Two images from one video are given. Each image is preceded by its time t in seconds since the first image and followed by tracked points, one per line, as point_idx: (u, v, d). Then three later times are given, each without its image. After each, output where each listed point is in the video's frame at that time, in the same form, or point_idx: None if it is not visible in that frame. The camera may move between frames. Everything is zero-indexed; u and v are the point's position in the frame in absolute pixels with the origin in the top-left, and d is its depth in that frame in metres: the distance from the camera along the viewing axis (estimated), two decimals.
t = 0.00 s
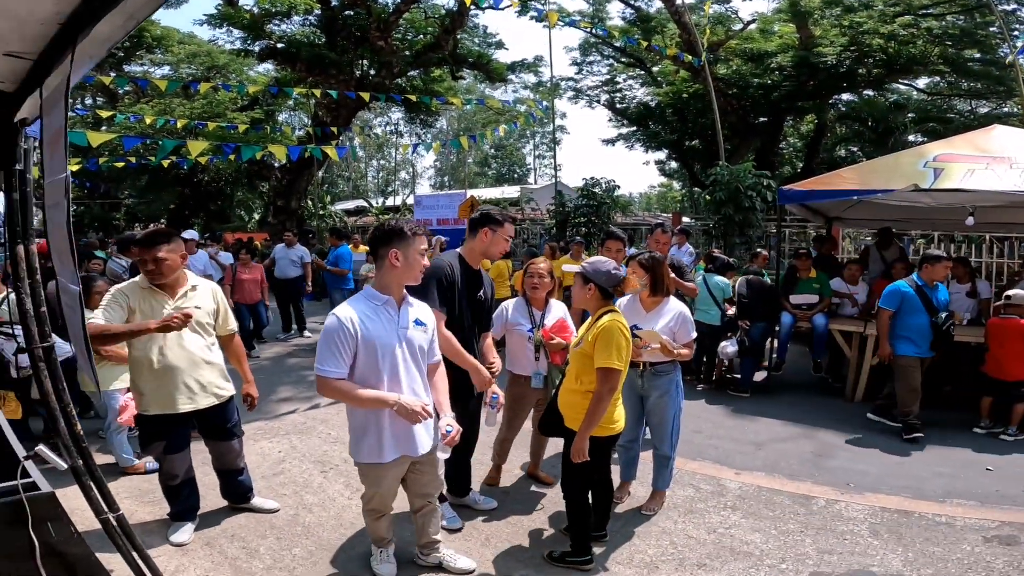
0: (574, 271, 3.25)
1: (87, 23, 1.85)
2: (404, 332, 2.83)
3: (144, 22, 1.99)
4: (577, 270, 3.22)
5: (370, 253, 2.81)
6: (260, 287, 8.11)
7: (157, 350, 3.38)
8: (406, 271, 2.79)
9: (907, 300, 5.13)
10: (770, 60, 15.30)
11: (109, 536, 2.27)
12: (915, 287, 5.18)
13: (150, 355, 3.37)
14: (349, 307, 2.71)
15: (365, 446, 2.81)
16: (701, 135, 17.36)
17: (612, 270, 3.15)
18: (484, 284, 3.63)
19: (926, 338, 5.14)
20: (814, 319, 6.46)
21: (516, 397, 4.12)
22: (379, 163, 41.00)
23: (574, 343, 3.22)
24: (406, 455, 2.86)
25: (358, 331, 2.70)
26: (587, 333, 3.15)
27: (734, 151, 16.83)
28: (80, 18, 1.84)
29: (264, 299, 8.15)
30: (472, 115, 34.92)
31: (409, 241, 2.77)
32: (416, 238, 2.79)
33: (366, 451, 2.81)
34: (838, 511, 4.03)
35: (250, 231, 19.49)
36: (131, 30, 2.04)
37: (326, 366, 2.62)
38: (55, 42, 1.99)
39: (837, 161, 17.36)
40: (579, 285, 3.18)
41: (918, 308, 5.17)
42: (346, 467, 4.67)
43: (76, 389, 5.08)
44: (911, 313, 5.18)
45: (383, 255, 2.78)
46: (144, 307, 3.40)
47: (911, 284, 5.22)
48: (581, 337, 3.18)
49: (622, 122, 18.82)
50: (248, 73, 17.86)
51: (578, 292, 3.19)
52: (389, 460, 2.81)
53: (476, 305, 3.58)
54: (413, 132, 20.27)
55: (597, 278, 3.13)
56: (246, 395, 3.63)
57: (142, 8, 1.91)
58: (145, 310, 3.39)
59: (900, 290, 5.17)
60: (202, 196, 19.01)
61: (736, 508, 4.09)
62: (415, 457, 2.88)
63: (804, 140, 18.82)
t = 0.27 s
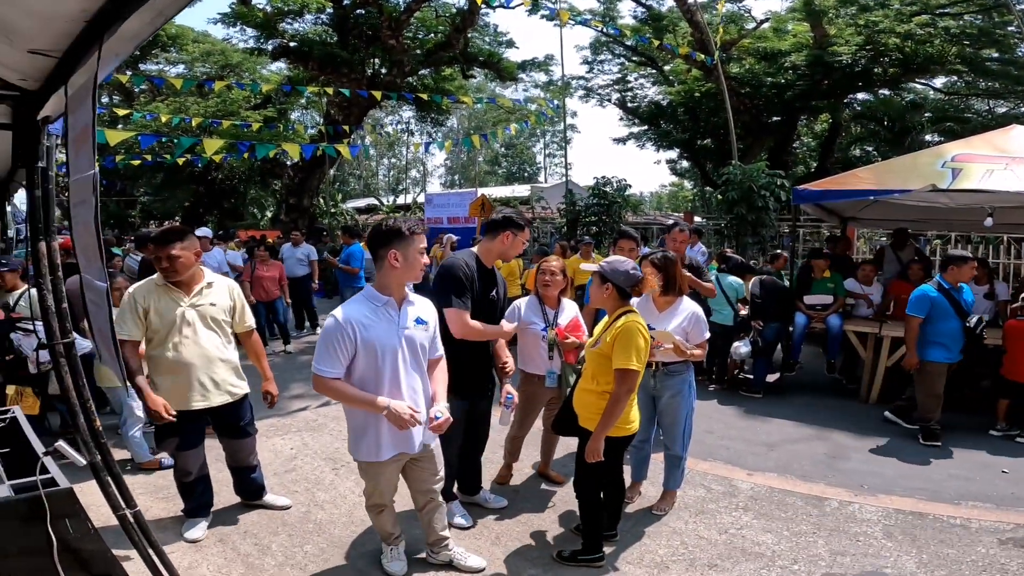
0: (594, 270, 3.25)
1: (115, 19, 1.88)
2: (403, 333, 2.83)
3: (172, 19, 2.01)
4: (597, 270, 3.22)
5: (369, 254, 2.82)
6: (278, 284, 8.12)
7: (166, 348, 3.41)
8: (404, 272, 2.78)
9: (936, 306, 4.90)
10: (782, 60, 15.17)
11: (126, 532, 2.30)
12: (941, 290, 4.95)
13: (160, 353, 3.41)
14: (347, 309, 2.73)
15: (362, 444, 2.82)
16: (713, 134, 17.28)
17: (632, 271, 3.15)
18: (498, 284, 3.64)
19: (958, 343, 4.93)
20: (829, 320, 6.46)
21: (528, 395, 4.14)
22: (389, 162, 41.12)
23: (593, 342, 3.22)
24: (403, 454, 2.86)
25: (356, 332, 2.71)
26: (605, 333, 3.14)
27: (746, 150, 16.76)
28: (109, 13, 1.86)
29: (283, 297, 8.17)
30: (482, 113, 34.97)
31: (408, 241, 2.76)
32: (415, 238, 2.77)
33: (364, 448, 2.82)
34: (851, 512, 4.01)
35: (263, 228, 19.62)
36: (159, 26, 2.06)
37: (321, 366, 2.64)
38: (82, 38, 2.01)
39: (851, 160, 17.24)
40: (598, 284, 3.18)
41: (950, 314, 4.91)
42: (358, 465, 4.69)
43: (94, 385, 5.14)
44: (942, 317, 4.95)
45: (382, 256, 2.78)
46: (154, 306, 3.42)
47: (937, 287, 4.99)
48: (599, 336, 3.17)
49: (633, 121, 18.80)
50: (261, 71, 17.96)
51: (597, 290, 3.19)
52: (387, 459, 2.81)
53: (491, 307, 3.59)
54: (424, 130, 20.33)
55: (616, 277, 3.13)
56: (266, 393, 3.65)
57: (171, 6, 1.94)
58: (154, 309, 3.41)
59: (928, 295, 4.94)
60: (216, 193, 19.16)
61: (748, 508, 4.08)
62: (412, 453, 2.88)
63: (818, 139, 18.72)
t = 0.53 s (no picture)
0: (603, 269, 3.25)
1: (128, 15, 1.88)
2: (400, 331, 2.83)
3: (184, 15, 2.02)
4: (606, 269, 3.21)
5: (365, 254, 2.81)
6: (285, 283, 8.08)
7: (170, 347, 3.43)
8: (400, 271, 2.77)
9: (960, 312, 4.83)
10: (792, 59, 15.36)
11: (135, 531, 2.28)
12: (961, 294, 4.87)
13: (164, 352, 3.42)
14: (345, 310, 2.72)
15: (363, 443, 2.83)
16: (720, 133, 17.22)
17: (642, 269, 3.15)
18: (506, 283, 3.64)
19: (981, 346, 4.90)
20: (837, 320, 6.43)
21: (535, 394, 4.13)
22: (395, 160, 41.19)
23: (603, 342, 3.22)
24: (403, 452, 2.87)
25: (354, 333, 2.70)
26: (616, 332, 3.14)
27: (753, 149, 16.72)
28: (122, 10, 1.86)
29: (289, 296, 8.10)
30: (488, 112, 34.98)
31: (404, 239, 2.75)
32: (410, 236, 2.76)
33: (365, 448, 2.83)
34: (859, 513, 4.00)
35: (270, 227, 19.69)
36: (171, 22, 2.07)
37: (320, 368, 2.64)
38: (94, 35, 2.02)
39: (860, 160, 17.19)
40: (608, 283, 3.18)
41: (971, 318, 4.86)
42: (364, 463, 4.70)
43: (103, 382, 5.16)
44: (964, 322, 4.90)
45: (379, 256, 2.77)
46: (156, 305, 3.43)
47: (956, 290, 4.90)
48: (610, 335, 3.17)
49: (639, 120, 18.78)
50: (268, 70, 18.00)
51: (606, 289, 3.19)
52: (387, 457, 2.82)
53: (500, 305, 3.59)
54: (429, 129, 20.34)
55: (626, 276, 3.13)
56: (273, 389, 3.65)
57: (184, 2, 1.94)
58: (157, 307, 3.42)
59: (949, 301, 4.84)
60: (224, 191, 19.23)
61: (755, 508, 4.07)
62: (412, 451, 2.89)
63: (826, 139, 18.66)
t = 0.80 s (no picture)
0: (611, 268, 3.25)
1: (142, 11, 1.88)
2: (405, 327, 2.83)
3: (198, 12, 2.02)
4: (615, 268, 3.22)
5: (369, 251, 2.81)
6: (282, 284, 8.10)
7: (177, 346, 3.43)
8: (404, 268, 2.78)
9: (975, 315, 4.82)
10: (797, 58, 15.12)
11: (142, 528, 2.29)
12: (976, 296, 4.85)
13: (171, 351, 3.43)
14: (352, 307, 2.71)
15: (373, 443, 2.82)
16: (725, 132, 17.18)
17: (651, 268, 3.16)
18: (513, 281, 3.64)
19: (995, 348, 4.89)
20: (842, 318, 6.38)
21: (539, 392, 4.13)
22: (400, 159, 41.25)
23: (612, 341, 3.22)
24: (413, 449, 2.87)
25: (362, 330, 2.70)
26: (625, 332, 3.14)
27: (759, 149, 16.69)
28: (137, 6, 1.87)
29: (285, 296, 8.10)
30: (492, 111, 35.00)
31: (408, 236, 2.76)
32: (413, 233, 2.77)
33: (375, 447, 2.83)
34: (866, 513, 4.00)
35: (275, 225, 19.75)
36: (184, 19, 2.07)
37: (328, 366, 2.61)
38: (106, 32, 2.03)
39: (866, 159, 17.14)
40: (617, 282, 3.18)
41: (985, 321, 4.84)
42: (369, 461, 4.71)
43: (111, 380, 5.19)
44: (978, 324, 4.88)
45: (383, 253, 2.77)
46: (159, 305, 3.44)
47: (971, 293, 4.88)
48: (619, 335, 3.18)
49: (644, 119, 18.78)
50: (274, 69, 18.04)
51: (615, 287, 3.19)
52: (398, 455, 2.82)
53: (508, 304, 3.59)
54: (434, 128, 20.38)
55: (634, 275, 3.13)
56: (279, 389, 3.66)
57: None
58: (160, 307, 3.43)
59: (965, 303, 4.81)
60: (229, 190, 19.29)
61: (762, 508, 4.07)
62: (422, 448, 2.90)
63: (832, 138, 18.63)
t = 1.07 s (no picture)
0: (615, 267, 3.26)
1: (149, 10, 1.89)
2: (415, 323, 2.85)
3: (205, 11, 2.03)
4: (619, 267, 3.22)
5: (377, 247, 2.83)
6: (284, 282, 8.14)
7: (185, 343, 3.44)
8: (411, 264, 2.79)
9: (990, 316, 4.78)
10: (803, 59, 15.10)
11: (147, 526, 2.30)
12: (994, 298, 4.81)
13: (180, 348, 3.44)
14: (361, 303, 2.71)
15: (386, 440, 2.82)
16: (730, 131, 17.14)
17: (655, 267, 3.16)
18: (518, 279, 3.63)
19: (1010, 353, 4.82)
20: (847, 318, 6.33)
21: (542, 390, 4.13)
22: (404, 158, 41.33)
23: (615, 341, 3.23)
24: (426, 447, 2.88)
25: (372, 325, 2.70)
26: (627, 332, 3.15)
27: (764, 148, 16.66)
28: (145, 5, 1.87)
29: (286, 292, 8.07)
30: (497, 110, 34.98)
31: (415, 232, 2.77)
32: (420, 229, 2.79)
33: (388, 445, 2.82)
34: (870, 513, 3.99)
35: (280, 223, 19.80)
36: (192, 18, 2.08)
37: (339, 361, 2.61)
38: (114, 31, 2.03)
39: (872, 159, 17.09)
40: (620, 281, 3.19)
41: (1002, 323, 4.79)
42: (372, 459, 4.72)
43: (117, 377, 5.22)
44: (994, 327, 4.83)
45: (392, 249, 2.79)
46: (165, 304, 3.45)
47: (989, 294, 4.84)
48: (621, 335, 3.18)
49: (648, 118, 18.77)
50: (279, 68, 18.06)
51: (619, 286, 3.20)
52: (411, 452, 2.82)
53: (513, 303, 3.59)
54: (438, 126, 20.38)
55: (638, 275, 3.13)
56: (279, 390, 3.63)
57: None
58: (165, 307, 3.45)
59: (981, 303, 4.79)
60: (234, 188, 19.35)
61: (765, 508, 4.06)
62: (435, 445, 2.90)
63: (839, 138, 18.57)
